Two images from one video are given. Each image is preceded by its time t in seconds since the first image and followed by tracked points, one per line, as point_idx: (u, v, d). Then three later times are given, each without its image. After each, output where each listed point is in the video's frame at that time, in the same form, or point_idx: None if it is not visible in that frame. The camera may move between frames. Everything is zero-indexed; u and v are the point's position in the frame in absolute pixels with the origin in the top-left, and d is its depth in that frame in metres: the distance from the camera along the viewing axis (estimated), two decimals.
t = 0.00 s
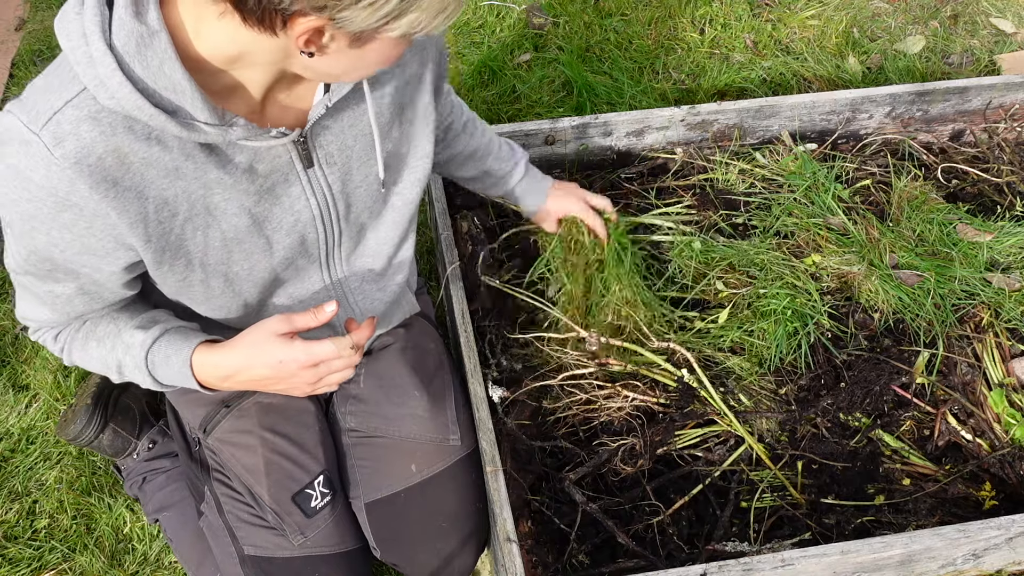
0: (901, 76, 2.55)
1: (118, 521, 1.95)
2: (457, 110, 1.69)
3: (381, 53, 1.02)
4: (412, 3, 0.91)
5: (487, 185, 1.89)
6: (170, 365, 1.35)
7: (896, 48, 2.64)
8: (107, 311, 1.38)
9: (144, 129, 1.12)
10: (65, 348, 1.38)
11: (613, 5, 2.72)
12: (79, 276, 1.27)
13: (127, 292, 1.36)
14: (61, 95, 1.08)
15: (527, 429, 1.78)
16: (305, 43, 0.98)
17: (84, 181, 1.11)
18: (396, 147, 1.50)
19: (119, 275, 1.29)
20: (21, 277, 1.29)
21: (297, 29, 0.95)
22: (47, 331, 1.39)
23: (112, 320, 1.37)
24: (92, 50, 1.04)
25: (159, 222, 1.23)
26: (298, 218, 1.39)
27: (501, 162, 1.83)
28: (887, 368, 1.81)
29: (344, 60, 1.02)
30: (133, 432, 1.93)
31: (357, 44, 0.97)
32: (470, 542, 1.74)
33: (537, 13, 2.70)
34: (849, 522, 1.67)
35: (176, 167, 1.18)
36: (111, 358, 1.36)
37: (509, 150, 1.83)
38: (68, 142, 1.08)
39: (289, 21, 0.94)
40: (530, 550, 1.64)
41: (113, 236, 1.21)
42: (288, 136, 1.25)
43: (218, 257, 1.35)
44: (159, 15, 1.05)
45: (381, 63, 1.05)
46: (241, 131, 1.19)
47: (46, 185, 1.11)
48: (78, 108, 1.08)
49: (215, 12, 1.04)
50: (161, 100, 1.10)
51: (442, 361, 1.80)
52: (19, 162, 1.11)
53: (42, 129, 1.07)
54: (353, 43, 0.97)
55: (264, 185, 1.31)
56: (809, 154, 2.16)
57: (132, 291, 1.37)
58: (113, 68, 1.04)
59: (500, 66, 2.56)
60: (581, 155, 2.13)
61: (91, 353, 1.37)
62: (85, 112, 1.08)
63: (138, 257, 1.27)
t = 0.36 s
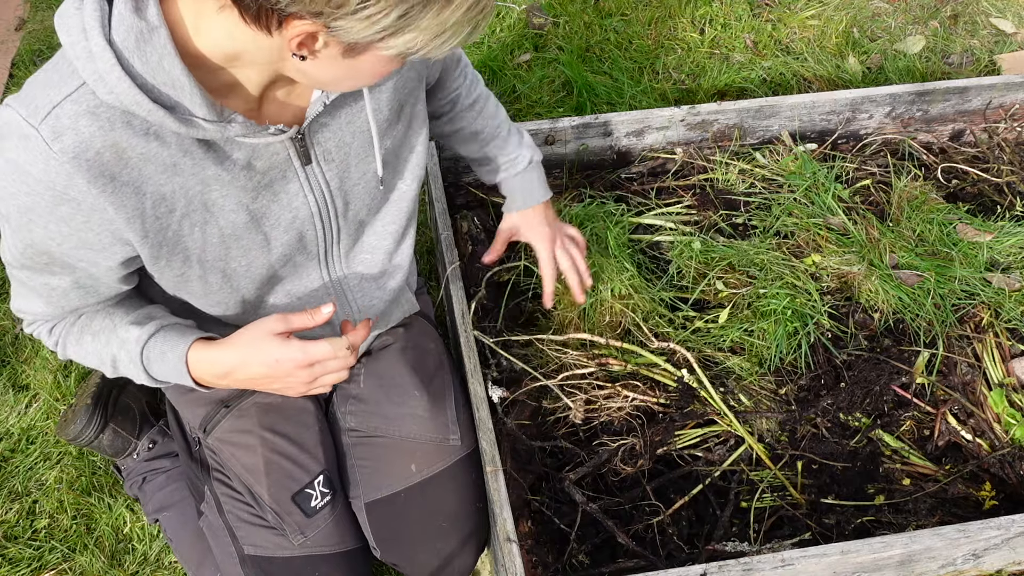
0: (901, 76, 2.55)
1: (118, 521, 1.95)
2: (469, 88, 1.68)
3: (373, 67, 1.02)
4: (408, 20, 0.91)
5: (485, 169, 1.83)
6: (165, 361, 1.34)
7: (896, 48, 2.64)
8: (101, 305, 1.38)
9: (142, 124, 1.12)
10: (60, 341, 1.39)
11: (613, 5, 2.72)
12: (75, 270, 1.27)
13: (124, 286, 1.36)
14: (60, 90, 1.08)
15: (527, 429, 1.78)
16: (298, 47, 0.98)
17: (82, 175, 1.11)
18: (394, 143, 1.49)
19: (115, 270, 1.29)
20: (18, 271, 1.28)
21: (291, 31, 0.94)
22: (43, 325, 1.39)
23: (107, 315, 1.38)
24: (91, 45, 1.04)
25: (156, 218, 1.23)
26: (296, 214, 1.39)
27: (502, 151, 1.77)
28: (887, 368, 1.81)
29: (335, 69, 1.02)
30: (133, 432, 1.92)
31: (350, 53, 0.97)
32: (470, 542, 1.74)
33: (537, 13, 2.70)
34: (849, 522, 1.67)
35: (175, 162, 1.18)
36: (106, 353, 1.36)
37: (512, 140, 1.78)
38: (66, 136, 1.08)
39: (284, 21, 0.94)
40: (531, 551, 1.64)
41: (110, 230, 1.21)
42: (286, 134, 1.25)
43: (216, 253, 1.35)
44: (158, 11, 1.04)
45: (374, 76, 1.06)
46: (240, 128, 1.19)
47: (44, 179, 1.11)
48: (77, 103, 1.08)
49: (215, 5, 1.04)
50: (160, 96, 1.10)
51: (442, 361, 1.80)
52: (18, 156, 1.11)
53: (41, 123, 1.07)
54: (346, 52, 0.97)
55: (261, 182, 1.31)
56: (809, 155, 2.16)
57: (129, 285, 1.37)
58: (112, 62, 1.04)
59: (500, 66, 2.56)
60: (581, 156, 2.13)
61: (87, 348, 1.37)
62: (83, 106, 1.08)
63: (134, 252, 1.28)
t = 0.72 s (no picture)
0: (901, 76, 2.55)
1: (118, 521, 1.95)
2: (503, 114, 1.65)
3: (381, 83, 1.02)
4: (421, 45, 0.91)
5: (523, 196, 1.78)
6: (153, 359, 1.34)
7: (896, 48, 2.64)
8: (92, 299, 1.39)
9: (142, 122, 1.12)
10: (48, 333, 1.39)
11: (613, 5, 2.72)
12: (68, 262, 1.27)
13: (115, 282, 1.37)
14: (63, 82, 1.08)
15: (527, 429, 1.78)
16: (308, 60, 0.96)
17: (79, 168, 1.11)
18: (395, 152, 1.47)
19: (107, 264, 1.30)
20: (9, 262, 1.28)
21: (302, 46, 0.94)
22: (31, 315, 1.38)
23: (97, 310, 1.38)
24: (96, 39, 1.04)
25: (151, 215, 1.23)
26: (292, 220, 1.39)
27: (540, 179, 1.73)
28: (887, 368, 1.81)
29: (343, 82, 1.01)
30: (132, 432, 1.92)
31: (358, 70, 0.97)
32: (470, 542, 1.74)
33: (537, 13, 2.70)
34: (849, 522, 1.67)
35: (172, 161, 1.18)
36: (94, 347, 1.37)
37: (552, 171, 1.74)
38: (66, 129, 1.08)
39: (296, 36, 0.93)
40: (531, 550, 1.64)
41: (104, 224, 1.21)
42: (286, 139, 1.25)
43: (209, 254, 1.35)
44: (166, 9, 1.04)
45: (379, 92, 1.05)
46: (241, 131, 1.19)
47: (41, 170, 1.11)
48: (79, 96, 1.08)
49: (226, 12, 1.02)
50: (162, 94, 1.10)
51: (442, 362, 1.80)
52: (16, 146, 1.11)
53: (42, 114, 1.07)
54: (356, 69, 0.97)
55: (260, 186, 1.30)
56: (809, 155, 2.16)
57: (120, 281, 1.38)
58: (117, 57, 1.04)
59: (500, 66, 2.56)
60: (581, 155, 2.12)
61: (75, 340, 1.38)
62: (85, 100, 1.08)
63: (126, 248, 1.28)
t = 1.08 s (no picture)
0: (901, 76, 2.55)
1: (118, 521, 1.95)
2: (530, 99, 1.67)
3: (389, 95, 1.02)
4: (429, 62, 0.92)
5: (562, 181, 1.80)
6: (168, 357, 1.34)
7: (896, 48, 2.64)
8: (104, 297, 1.39)
9: (152, 123, 1.12)
10: (61, 331, 1.39)
11: (613, 4, 2.72)
12: (78, 262, 1.28)
13: (126, 280, 1.37)
14: (73, 84, 1.08)
15: (527, 429, 1.78)
16: (315, 68, 0.97)
17: (89, 171, 1.11)
18: (402, 156, 1.47)
19: (118, 264, 1.30)
20: (21, 260, 1.28)
21: (310, 54, 0.94)
22: (44, 314, 1.38)
23: (110, 308, 1.38)
24: (107, 42, 1.04)
25: (160, 217, 1.23)
26: (298, 221, 1.39)
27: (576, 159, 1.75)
28: (887, 368, 1.81)
29: (350, 92, 1.01)
30: (132, 432, 1.92)
31: (365, 81, 0.97)
32: (470, 541, 1.74)
33: (537, 13, 2.70)
34: (849, 522, 1.67)
35: (181, 163, 1.19)
36: (107, 346, 1.36)
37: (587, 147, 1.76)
38: (76, 130, 1.08)
39: (303, 45, 0.93)
40: (531, 550, 1.64)
41: (114, 226, 1.21)
42: (294, 142, 1.25)
43: (217, 254, 1.35)
44: (178, 13, 1.04)
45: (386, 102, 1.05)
46: (250, 135, 1.19)
47: (51, 172, 1.11)
48: (89, 98, 1.08)
49: (236, 16, 1.02)
50: (173, 97, 1.10)
51: (442, 362, 1.80)
52: (26, 148, 1.11)
53: (52, 115, 1.07)
54: (362, 80, 0.97)
55: (268, 187, 1.31)
56: (809, 155, 2.16)
57: (130, 280, 1.38)
58: (128, 61, 1.03)
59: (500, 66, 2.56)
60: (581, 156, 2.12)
61: (88, 339, 1.38)
62: (95, 103, 1.08)
63: (136, 249, 1.28)
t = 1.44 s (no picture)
0: (901, 76, 2.55)
1: (118, 520, 1.95)
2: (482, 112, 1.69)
3: (383, 100, 1.00)
4: (420, 66, 0.90)
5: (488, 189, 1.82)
6: (185, 367, 1.34)
7: (896, 48, 2.64)
8: (115, 308, 1.39)
9: (162, 132, 1.12)
10: (74, 342, 1.39)
11: (614, 5, 2.72)
12: (86, 271, 1.27)
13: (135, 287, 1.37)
14: (81, 95, 1.07)
15: (527, 429, 1.78)
16: (308, 69, 0.95)
17: (100, 181, 1.11)
18: (407, 155, 1.48)
19: (128, 272, 1.30)
20: (31, 271, 1.28)
21: (303, 55, 0.93)
22: (56, 325, 1.38)
23: (123, 319, 1.38)
24: (115, 52, 1.04)
25: (171, 225, 1.23)
26: (307, 225, 1.39)
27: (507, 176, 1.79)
28: (887, 368, 1.81)
29: (344, 95, 1.00)
30: (133, 432, 1.92)
31: (358, 86, 0.96)
32: (470, 541, 1.74)
33: (537, 13, 2.70)
34: (849, 522, 1.67)
35: (191, 171, 1.18)
36: (122, 356, 1.37)
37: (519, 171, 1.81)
38: (86, 142, 1.07)
39: (298, 45, 0.92)
40: (530, 551, 1.64)
41: (125, 235, 1.21)
42: (303, 147, 1.24)
43: (226, 260, 1.35)
44: (185, 22, 1.04)
45: (380, 109, 1.03)
46: (259, 140, 1.19)
47: (61, 184, 1.11)
48: (98, 109, 1.07)
49: (239, 20, 1.02)
50: (182, 106, 1.10)
51: (442, 361, 1.80)
52: (34, 159, 1.10)
53: (61, 127, 1.06)
54: (356, 84, 0.96)
55: (276, 192, 1.30)
56: (809, 155, 2.16)
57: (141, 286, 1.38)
58: (137, 72, 1.03)
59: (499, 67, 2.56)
60: (581, 155, 2.12)
61: (103, 349, 1.38)
62: (104, 114, 1.07)
63: (146, 257, 1.28)
